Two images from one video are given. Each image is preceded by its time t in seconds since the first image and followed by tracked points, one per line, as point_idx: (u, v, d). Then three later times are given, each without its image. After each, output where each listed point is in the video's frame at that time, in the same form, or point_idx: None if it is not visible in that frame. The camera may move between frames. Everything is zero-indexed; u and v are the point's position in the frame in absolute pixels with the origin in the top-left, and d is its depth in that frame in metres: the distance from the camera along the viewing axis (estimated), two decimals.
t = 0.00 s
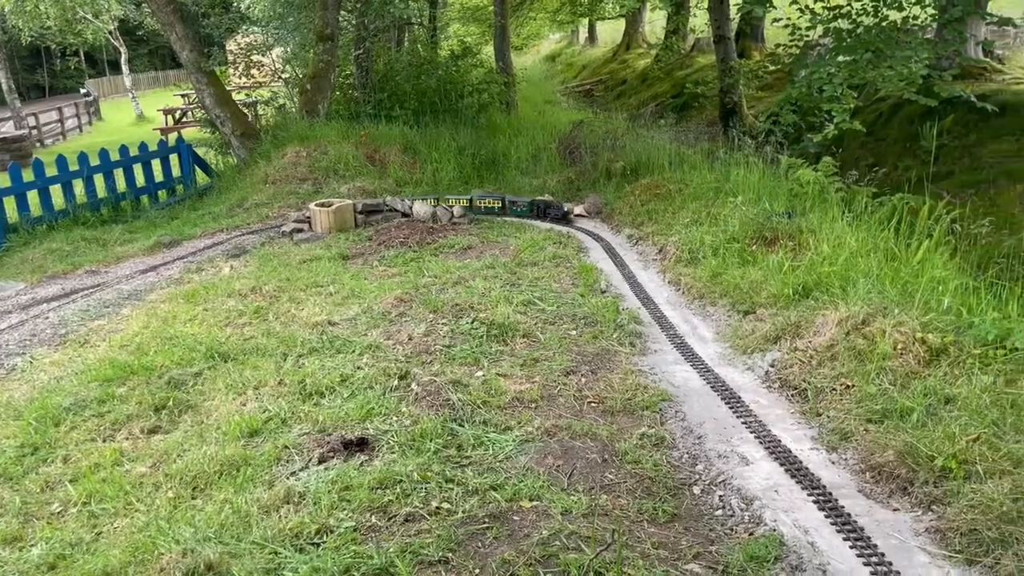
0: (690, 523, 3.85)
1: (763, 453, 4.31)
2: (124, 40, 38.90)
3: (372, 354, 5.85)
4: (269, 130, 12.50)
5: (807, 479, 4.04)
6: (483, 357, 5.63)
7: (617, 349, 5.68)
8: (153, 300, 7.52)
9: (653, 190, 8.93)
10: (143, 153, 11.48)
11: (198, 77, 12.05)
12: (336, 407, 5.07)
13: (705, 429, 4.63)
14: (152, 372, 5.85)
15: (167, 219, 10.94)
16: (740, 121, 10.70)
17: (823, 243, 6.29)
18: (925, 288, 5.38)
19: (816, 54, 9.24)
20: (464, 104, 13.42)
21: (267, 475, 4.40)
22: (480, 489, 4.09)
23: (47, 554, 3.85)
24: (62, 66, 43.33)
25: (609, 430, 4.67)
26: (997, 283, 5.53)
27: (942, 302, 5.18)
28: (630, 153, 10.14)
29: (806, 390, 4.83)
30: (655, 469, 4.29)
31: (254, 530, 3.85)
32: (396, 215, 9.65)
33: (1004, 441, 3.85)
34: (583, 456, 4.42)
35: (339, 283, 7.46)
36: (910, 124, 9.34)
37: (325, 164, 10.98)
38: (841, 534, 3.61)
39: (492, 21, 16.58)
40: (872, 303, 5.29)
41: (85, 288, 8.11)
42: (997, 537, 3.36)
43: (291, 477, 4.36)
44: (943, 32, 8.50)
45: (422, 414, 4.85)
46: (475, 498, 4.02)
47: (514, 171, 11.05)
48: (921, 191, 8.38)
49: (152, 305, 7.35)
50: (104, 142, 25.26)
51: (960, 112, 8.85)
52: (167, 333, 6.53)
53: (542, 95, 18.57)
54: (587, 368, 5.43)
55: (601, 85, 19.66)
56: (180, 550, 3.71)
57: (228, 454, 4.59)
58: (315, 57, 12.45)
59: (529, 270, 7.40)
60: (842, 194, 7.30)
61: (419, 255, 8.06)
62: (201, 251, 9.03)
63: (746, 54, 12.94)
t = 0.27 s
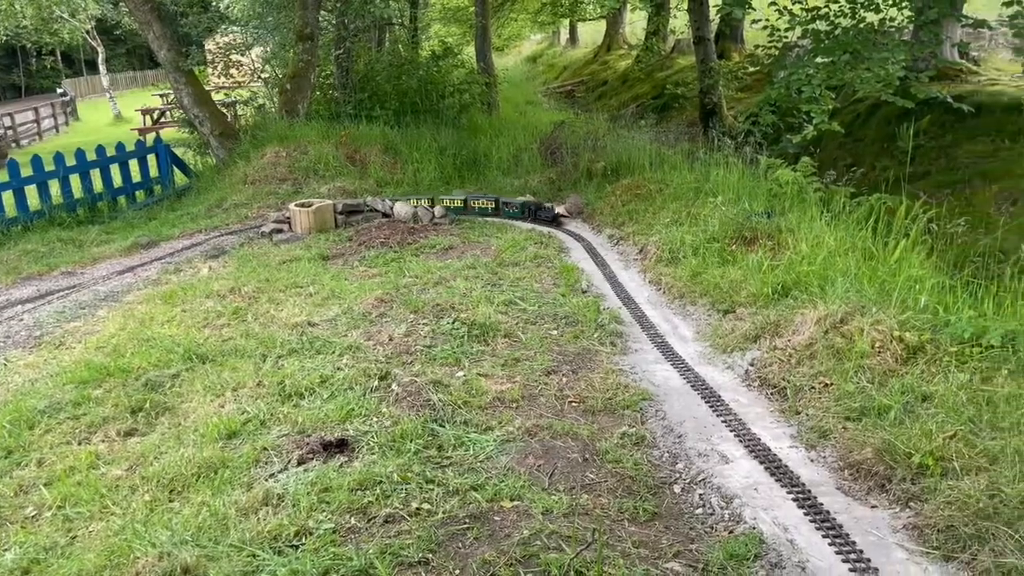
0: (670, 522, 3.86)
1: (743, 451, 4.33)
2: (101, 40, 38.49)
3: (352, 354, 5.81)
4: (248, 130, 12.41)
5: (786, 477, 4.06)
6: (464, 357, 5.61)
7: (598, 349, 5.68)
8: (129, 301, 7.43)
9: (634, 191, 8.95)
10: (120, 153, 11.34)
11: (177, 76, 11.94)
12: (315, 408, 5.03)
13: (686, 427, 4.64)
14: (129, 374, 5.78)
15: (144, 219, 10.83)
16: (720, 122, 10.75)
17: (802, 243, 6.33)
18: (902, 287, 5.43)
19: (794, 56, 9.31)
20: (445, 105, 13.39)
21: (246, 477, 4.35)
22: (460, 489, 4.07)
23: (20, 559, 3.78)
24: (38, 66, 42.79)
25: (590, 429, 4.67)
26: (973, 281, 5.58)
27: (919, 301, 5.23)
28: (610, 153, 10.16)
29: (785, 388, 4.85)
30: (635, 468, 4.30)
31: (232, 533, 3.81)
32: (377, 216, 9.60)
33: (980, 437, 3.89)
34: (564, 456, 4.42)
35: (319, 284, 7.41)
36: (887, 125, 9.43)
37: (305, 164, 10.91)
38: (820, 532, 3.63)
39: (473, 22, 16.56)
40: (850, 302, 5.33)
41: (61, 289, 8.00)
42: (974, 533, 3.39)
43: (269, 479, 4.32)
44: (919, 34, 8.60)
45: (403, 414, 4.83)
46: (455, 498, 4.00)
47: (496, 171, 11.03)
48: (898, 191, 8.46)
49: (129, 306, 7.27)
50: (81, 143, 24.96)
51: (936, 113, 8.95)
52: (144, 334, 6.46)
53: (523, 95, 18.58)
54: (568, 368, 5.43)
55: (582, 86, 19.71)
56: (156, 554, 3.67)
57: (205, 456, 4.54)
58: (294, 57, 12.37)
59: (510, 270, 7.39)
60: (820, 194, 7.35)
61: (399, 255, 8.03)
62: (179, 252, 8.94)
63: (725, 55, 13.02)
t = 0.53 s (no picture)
0: (644, 519, 3.85)
1: (717, 448, 4.33)
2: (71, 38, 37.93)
3: (325, 354, 5.74)
4: (221, 129, 12.26)
5: (760, 473, 4.07)
6: (438, 356, 5.56)
7: (573, 347, 5.67)
8: (98, 301, 7.30)
9: (609, 190, 8.96)
10: (90, 152, 11.15)
11: (147, 74, 11.79)
12: (287, 408, 4.96)
13: (660, 425, 4.64)
14: (96, 375, 5.67)
15: (114, 219, 10.66)
16: (695, 122, 10.78)
17: (776, 240, 6.36)
18: (874, 284, 5.46)
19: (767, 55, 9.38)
20: (420, 104, 13.32)
21: (215, 478, 4.28)
22: (434, 488, 4.03)
23: None
24: (6, 64, 42.08)
25: (565, 427, 4.65)
26: (944, 278, 5.63)
27: (890, 297, 5.26)
28: (586, 152, 10.16)
29: (759, 384, 4.86)
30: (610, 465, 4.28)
31: (200, 535, 3.74)
32: (351, 215, 9.51)
33: (951, 432, 3.91)
34: (539, 454, 4.39)
35: (292, 283, 7.33)
36: (859, 125, 9.52)
37: (279, 163, 10.80)
38: (793, 527, 3.63)
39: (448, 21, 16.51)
40: (823, 298, 5.36)
41: (27, 289, 7.84)
42: (945, 527, 3.40)
43: (239, 480, 4.25)
44: (890, 34, 8.69)
45: (376, 414, 4.77)
46: (429, 498, 3.95)
47: (471, 171, 10.99)
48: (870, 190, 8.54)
49: (97, 307, 7.14)
50: (50, 142, 24.56)
51: (907, 112, 9.05)
52: (112, 335, 6.34)
53: (500, 95, 18.55)
54: (544, 366, 5.40)
55: (559, 86, 19.72)
56: (122, 557, 3.60)
57: (174, 458, 4.46)
58: (267, 55, 12.25)
59: (486, 269, 7.36)
60: (794, 192, 7.39)
61: (374, 254, 7.96)
62: (150, 251, 8.80)
63: (700, 56, 13.08)
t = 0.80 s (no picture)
0: (616, 515, 3.84)
1: (689, 443, 4.34)
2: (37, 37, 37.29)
3: (295, 353, 5.66)
4: (190, 127, 12.10)
5: (731, 468, 4.08)
6: (410, 354, 5.51)
7: (546, 344, 5.64)
8: (62, 302, 7.15)
9: (582, 188, 8.95)
10: (55, 150, 10.93)
11: (114, 71, 11.60)
12: (255, 408, 4.89)
13: (632, 420, 4.63)
14: (59, 376, 5.55)
15: (80, 218, 10.47)
16: (668, 120, 10.81)
17: (747, 237, 6.39)
18: (844, 280, 5.50)
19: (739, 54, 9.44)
20: (393, 102, 13.24)
21: (181, 479, 4.19)
22: (404, 486, 3.98)
23: None
24: None
25: (537, 424, 4.62)
26: (912, 273, 5.66)
27: (860, 293, 5.30)
28: (560, 150, 10.16)
29: (731, 380, 4.88)
30: (582, 462, 4.26)
31: (164, 536, 3.66)
32: (323, 213, 9.42)
33: (919, 424, 3.93)
34: (510, 451, 4.36)
35: (262, 282, 7.24)
36: (829, 124, 9.61)
37: (249, 161, 10.67)
38: (763, 522, 3.65)
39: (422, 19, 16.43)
40: (794, 294, 5.39)
41: None
42: (913, 519, 3.42)
43: (206, 481, 4.17)
44: (859, 34, 8.80)
45: (346, 412, 4.70)
46: (398, 496, 3.90)
47: (445, 169, 10.94)
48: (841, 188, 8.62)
49: (61, 307, 6.99)
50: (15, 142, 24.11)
51: (876, 111, 9.15)
52: (76, 335, 6.22)
53: (474, 94, 18.50)
54: (516, 363, 5.37)
55: (533, 85, 19.71)
56: (83, 559, 3.53)
57: (139, 458, 4.37)
58: (237, 52, 12.12)
59: (459, 267, 7.32)
60: (765, 189, 7.43)
61: (346, 253, 7.88)
62: (116, 251, 8.64)
63: (673, 55, 13.14)
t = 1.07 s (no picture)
0: (583, 511, 3.80)
1: (656, 438, 4.32)
2: None
3: (258, 352, 5.56)
4: (154, 124, 11.88)
5: (698, 463, 4.07)
6: (376, 351, 5.42)
7: (514, 340, 5.59)
8: (19, 301, 6.96)
9: (552, 186, 8.92)
10: (14, 147, 10.66)
11: (76, 67, 11.38)
12: (216, 407, 4.78)
13: (600, 416, 4.60)
14: (14, 376, 5.39)
15: (40, 217, 10.23)
16: (637, 119, 10.80)
17: (715, 234, 6.40)
18: (810, 274, 5.52)
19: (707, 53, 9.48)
20: (362, 100, 13.11)
21: (138, 480, 4.08)
22: (368, 485, 3.91)
23: None
24: None
25: (504, 421, 4.57)
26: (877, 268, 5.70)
27: (826, 287, 5.31)
28: (530, 148, 10.12)
29: (698, 375, 4.87)
30: (549, 458, 4.22)
31: (119, 539, 3.55)
32: (290, 211, 9.28)
33: (884, 417, 3.94)
34: (477, 448, 4.30)
35: (226, 280, 7.11)
36: (797, 122, 9.68)
37: (215, 158, 10.50)
38: (730, 516, 3.63)
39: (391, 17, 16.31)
40: (761, 290, 5.40)
41: None
42: (878, 511, 3.42)
43: (164, 482, 4.06)
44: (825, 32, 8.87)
45: (310, 411, 4.61)
46: (362, 495, 3.83)
47: (414, 167, 10.85)
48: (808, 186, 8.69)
49: (18, 306, 6.81)
50: None
51: (842, 110, 9.24)
52: (32, 335, 6.05)
53: (445, 93, 18.40)
54: (484, 360, 5.31)
55: (504, 85, 19.67)
56: (33, 563, 3.41)
57: (94, 460, 4.25)
58: (202, 48, 11.94)
59: (427, 264, 7.25)
60: (733, 186, 7.45)
61: (312, 250, 7.76)
62: (77, 250, 8.44)
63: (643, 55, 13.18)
